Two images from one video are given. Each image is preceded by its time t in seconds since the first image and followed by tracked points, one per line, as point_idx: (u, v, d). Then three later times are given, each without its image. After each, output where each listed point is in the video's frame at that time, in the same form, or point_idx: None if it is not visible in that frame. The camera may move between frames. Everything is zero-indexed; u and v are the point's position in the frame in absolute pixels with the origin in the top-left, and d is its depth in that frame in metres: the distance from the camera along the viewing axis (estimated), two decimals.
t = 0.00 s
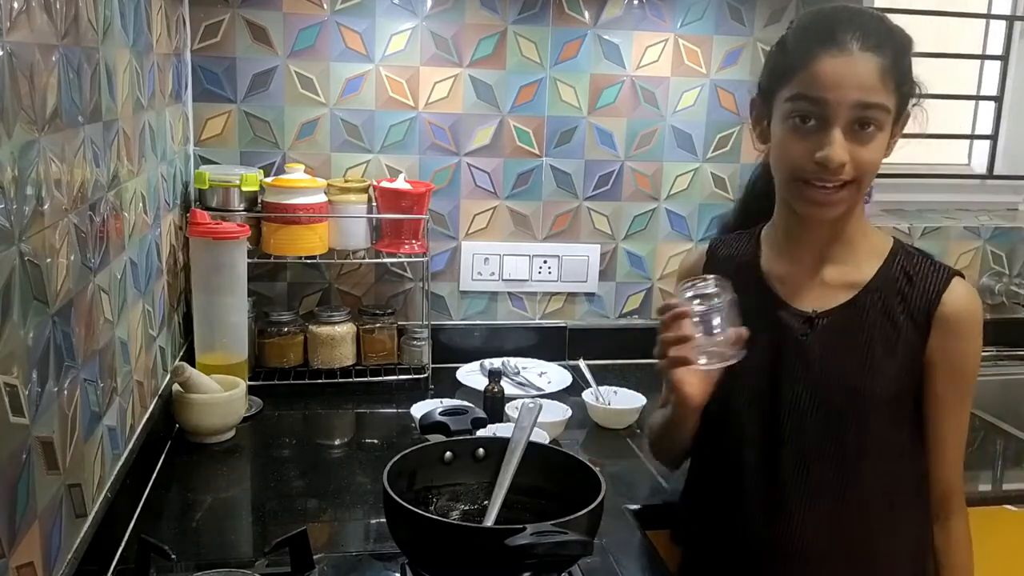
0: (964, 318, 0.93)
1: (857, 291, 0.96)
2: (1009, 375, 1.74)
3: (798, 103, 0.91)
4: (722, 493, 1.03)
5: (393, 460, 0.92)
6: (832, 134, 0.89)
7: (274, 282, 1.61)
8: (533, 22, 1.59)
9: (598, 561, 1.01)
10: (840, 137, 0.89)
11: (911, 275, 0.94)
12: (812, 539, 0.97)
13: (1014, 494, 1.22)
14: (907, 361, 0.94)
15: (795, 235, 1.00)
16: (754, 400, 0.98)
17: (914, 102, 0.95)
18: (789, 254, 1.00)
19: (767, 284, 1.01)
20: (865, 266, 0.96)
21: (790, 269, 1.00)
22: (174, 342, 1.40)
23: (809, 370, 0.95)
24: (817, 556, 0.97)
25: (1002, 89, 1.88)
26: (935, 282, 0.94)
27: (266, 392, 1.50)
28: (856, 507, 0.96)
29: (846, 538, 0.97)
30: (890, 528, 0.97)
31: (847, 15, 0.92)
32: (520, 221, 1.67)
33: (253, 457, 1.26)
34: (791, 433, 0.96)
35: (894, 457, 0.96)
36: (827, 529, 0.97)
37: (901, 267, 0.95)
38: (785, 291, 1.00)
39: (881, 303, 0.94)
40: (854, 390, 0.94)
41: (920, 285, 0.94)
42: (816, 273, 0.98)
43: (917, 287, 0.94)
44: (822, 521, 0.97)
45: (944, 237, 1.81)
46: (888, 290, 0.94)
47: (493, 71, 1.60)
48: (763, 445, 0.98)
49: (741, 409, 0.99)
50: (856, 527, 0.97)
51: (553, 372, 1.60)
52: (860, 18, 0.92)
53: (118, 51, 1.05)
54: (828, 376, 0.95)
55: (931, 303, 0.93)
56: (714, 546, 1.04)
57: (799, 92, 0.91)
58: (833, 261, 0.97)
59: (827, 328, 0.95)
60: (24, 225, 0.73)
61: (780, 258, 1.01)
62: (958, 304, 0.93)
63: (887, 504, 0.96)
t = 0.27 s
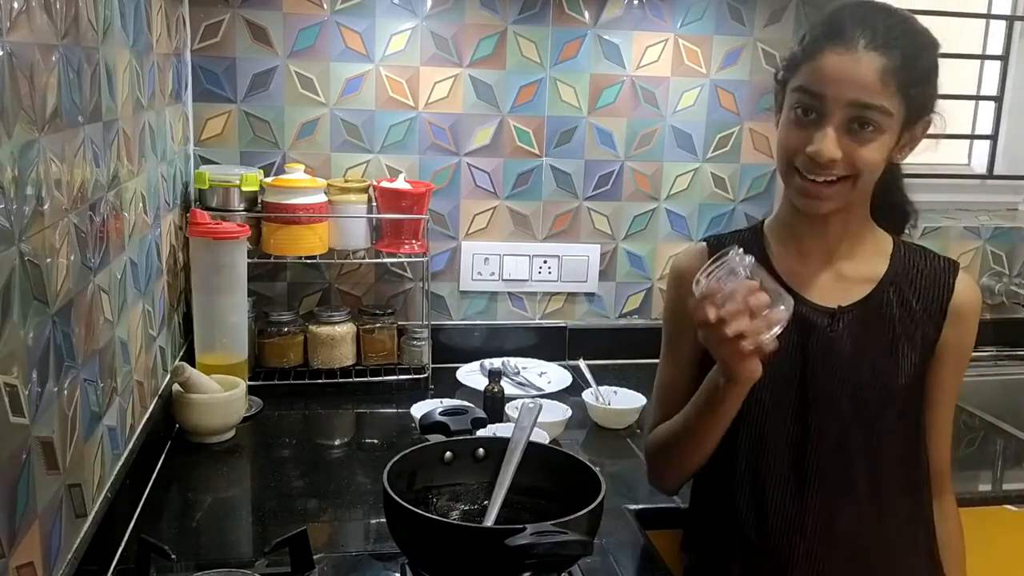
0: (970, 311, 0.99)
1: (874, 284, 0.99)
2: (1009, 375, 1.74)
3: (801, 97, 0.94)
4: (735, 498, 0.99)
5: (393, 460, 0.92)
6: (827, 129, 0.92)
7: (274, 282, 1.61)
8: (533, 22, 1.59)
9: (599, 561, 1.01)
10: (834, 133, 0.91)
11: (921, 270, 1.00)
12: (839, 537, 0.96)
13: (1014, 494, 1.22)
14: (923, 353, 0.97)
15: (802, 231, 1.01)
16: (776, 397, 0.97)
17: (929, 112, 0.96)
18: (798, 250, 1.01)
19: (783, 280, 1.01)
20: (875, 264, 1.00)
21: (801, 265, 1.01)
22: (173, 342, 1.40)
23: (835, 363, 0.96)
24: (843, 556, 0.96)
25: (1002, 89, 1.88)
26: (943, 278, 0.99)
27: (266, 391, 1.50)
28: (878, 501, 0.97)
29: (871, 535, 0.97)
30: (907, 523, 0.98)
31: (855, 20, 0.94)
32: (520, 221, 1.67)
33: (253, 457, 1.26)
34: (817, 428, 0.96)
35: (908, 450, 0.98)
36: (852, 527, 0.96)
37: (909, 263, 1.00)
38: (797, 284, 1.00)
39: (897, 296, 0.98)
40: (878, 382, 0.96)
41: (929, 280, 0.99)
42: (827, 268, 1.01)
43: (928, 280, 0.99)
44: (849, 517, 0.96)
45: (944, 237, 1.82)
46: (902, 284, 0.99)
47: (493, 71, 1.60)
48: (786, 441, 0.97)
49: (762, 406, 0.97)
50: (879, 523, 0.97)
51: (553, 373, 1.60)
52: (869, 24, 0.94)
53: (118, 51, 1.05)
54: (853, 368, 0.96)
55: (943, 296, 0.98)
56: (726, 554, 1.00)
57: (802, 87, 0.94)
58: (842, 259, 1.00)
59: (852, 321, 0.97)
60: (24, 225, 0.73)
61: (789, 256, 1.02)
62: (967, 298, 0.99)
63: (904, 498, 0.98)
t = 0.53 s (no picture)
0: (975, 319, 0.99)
1: (886, 290, 0.97)
2: (1009, 375, 1.74)
3: (825, 109, 0.90)
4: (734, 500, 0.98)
5: (393, 460, 0.92)
6: (859, 141, 0.88)
7: (274, 282, 1.61)
8: (533, 22, 1.59)
9: (599, 561, 1.01)
10: (867, 144, 0.88)
11: (930, 275, 0.99)
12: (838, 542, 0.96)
13: (1014, 494, 1.23)
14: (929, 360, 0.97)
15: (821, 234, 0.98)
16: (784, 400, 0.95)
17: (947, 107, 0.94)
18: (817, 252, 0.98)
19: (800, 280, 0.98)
20: (891, 270, 0.98)
21: (821, 268, 0.98)
22: (173, 342, 1.40)
23: (848, 368, 0.95)
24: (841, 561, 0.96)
25: (1002, 89, 1.88)
26: (950, 285, 0.99)
27: (266, 392, 1.50)
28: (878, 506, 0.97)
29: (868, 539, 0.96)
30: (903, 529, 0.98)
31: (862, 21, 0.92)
32: (520, 221, 1.67)
33: (253, 457, 1.26)
34: (825, 432, 0.95)
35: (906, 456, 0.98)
36: (852, 531, 0.96)
37: (919, 267, 0.99)
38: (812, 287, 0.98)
39: (907, 303, 0.97)
40: (887, 388, 0.95)
41: (938, 287, 0.99)
42: (846, 272, 0.98)
43: (937, 285, 0.99)
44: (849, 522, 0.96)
45: (943, 238, 1.81)
46: (912, 291, 0.98)
47: (493, 71, 1.60)
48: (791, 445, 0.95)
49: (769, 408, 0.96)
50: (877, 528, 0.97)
51: (553, 373, 1.60)
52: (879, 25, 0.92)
53: (118, 51, 1.05)
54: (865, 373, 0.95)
55: (950, 304, 0.98)
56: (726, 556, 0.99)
57: (824, 100, 0.90)
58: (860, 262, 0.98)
59: (865, 325, 0.95)
60: (24, 225, 0.73)
61: (808, 257, 0.98)
62: (972, 307, 0.99)
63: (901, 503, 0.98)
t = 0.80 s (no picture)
0: (980, 323, 0.98)
1: (889, 293, 0.97)
2: (1009, 374, 1.74)
3: (826, 102, 0.90)
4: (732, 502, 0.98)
5: (393, 460, 0.92)
6: (863, 128, 0.88)
7: (274, 282, 1.61)
8: (533, 22, 1.59)
9: (598, 561, 1.01)
10: (871, 130, 0.88)
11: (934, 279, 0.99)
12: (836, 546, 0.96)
13: (1014, 494, 1.23)
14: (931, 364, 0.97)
15: (823, 236, 0.98)
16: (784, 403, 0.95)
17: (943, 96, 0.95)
18: (819, 254, 0.98)
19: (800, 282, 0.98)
20: (893, 272, 0.98)
21: (821, 270, 0.98)
22: (173, 342, 1.40)
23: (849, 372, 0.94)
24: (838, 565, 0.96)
25: (1002, 89, 1.88)
26: (955, 289, 0.98)
27: (266, 392, 1.50)
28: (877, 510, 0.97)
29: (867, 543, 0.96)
30: (903, 533, 0.98)
31: (861, 17, 0.92)
32: (520, 221, 1.67)
33: (253, 457, 1.26)
34: (824, 437, 0.95)
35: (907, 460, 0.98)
36: (851, 536, 0.96)
37: (924, 271, 0.99)
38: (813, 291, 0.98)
39: (911, 306, 0.97)
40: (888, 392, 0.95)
41: (943, 291, 0.98)
42: (848, 274, 0.98)
43: (941, 290, 0.98)
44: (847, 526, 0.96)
45: (944, 237, 1.82)
46: (916, 294, 0.97)
47: (493, 71, 1.60)
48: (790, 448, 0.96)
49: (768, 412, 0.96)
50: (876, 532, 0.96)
51: (553, 372, 1.60)
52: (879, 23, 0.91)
53: (118, 51, 1.05)
54: (866, 378, 0.95)
55: (954, 308, 0.98)
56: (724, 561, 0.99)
57: (823, 91, 0.91)
58: (862, 264, 0.98)
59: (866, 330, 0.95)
60: (24, 225, 0.73)
61: (810, 259, 0.98)
62: (977, 311, 0.98)
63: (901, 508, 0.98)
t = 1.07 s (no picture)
0: (995, 325, 0.98)
1: (901, 295, 0.97)
2: (1009, 375, 1.74)
3: (833, 100, 0.91)
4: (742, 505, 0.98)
5: (393, 460, 0.92)
6: (873, 122, 0.88)
7: (274, 282, 1.61)
8: (533, 22, 1.59)
9: (599, 561, 1.01)
10: (881, 123, 0.88)
11: (947, 280, 0.98)
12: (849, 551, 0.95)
13: (1014, 494, 1.23)
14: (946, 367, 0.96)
15: (832, 237, 0.99)
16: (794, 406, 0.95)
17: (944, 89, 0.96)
18: (828, 255, 0.99)
19: (807, 284, 0.99)
20: (904, 274, 0.98)
21: (830, 271, 0.99)
22: (173, 342, 1.40)
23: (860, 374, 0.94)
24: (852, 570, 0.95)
25: (1002, 89, 1.88)
26: (970, 289, 0.98)
27: (266, 392, 1.50)
28: (891, 514, 0.96)
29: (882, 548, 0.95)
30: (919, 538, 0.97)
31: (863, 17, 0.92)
32: (520, 221, 1.67)
33: (253, 457, 1.26)
34: (835, 440, 0.94)
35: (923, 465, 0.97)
36: (864, 540, 0.95)
37: (936, 272, 0.98)
38: (824, 294, 0.98)
39: (923, 307, 0.97)
40: (901, 395, 0.94)
41: (956, 292, 0.98)
42: (857, 275, 0.98)
43: (954, 291, 0.98)
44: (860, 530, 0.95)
45: (944, 237, 1.82)
46: (928, 295, 0.97)
47: (493, 71, 1.60)
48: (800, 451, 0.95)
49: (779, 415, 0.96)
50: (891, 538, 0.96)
51: (553, 372, 1.60)
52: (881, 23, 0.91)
53: (118, 51, 1.05)
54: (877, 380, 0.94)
55: (969, 308, 0.97)
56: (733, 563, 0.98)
57: (828, 89, 0.91)
58: (872, 266, 0.98)
59: (877, 332, 0.95)
60: (23, 225, 0.73)
61: (821, 261, 0.99)
62: (992, 312, 0.98)
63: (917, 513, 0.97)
